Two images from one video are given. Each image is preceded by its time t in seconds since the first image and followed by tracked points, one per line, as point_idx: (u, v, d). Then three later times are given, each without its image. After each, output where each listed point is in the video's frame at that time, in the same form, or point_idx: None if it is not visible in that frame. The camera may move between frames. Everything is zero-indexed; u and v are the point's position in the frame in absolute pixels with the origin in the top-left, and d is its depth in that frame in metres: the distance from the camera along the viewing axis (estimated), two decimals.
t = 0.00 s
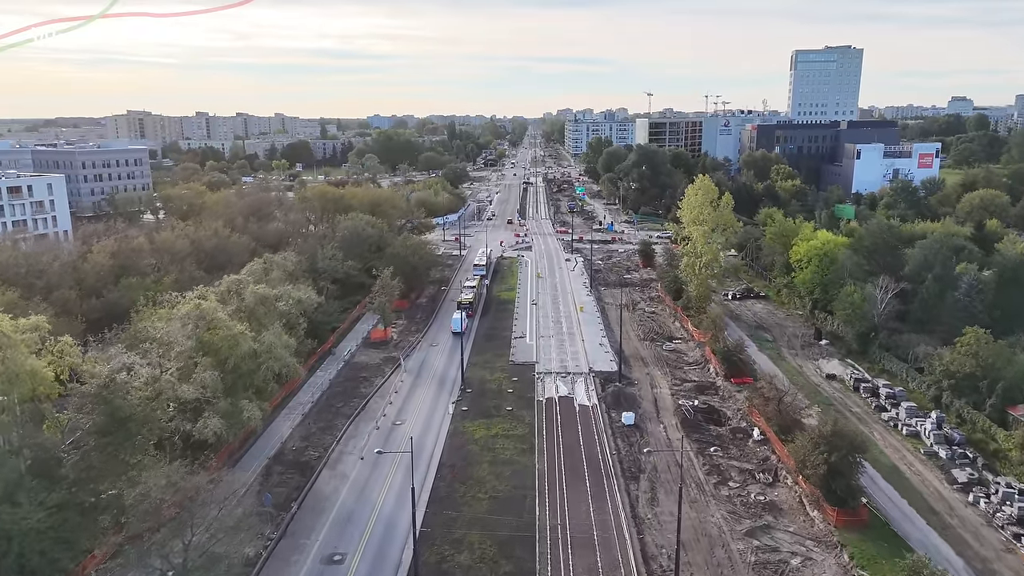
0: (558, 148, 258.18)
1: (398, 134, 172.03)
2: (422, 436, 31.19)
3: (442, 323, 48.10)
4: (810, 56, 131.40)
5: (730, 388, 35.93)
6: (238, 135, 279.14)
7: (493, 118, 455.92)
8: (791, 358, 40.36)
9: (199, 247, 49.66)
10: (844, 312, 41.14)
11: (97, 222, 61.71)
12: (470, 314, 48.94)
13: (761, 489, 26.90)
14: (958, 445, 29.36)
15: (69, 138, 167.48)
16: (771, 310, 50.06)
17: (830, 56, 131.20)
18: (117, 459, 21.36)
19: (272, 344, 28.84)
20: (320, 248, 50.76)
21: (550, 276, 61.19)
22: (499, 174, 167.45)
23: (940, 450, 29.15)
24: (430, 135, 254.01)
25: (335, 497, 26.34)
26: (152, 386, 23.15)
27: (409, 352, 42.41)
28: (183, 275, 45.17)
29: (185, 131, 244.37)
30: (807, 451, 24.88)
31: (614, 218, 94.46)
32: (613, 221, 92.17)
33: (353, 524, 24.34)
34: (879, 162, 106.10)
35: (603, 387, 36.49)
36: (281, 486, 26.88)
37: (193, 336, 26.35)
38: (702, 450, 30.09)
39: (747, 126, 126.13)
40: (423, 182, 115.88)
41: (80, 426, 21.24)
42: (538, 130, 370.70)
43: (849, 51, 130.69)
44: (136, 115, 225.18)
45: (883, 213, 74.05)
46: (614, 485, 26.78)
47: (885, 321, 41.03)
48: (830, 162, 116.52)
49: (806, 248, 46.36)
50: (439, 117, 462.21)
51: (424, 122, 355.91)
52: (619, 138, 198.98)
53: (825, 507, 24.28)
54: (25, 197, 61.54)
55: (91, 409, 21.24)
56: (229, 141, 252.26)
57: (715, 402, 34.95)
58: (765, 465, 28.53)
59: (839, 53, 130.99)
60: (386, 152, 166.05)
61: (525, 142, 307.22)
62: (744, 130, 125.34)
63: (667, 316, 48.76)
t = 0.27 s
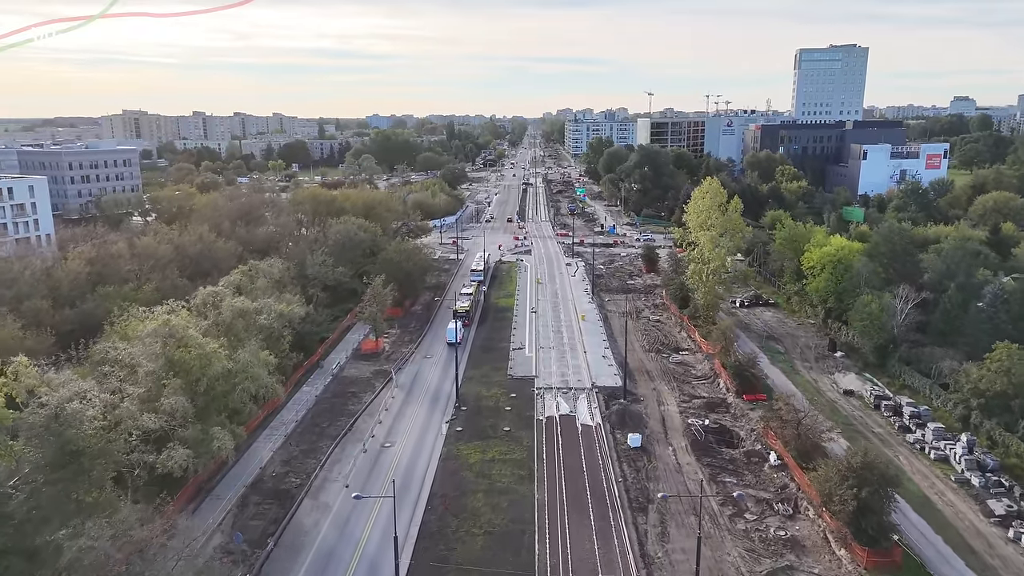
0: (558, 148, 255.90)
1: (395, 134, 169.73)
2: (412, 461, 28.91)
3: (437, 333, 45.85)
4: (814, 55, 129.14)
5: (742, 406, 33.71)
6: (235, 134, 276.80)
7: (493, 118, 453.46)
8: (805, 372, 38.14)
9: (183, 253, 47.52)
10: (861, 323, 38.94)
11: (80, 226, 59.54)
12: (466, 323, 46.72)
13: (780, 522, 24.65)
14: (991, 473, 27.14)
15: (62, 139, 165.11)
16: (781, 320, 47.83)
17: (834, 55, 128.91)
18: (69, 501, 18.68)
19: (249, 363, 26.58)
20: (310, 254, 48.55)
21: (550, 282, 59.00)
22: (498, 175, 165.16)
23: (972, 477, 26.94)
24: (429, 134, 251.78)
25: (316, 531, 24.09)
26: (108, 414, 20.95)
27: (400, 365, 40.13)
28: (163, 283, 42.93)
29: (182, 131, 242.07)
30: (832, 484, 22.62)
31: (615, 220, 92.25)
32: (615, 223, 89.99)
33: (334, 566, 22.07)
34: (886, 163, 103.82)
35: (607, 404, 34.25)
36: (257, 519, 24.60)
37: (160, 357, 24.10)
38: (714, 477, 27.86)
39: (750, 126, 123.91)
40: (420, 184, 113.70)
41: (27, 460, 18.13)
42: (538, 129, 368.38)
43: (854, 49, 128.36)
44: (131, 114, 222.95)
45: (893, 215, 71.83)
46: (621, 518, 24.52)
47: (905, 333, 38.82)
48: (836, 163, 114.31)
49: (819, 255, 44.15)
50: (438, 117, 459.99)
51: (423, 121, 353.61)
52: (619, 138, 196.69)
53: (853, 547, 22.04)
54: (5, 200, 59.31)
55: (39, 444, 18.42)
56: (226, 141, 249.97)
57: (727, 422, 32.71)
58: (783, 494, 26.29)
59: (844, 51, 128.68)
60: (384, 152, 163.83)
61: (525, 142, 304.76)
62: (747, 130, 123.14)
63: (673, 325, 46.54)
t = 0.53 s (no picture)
0: (557, 149, 253.79)
1: (393, 135, 167.46)
2: (401, 491, 26.65)
3: (431, 344, 43.59)
4: (819, 54, 126.90)
5: (757, 427, 31.48)
6: (232, 135, 274.63)
7: (492, 117, 450.76)
8: (822, 388, 35.90)
9: (166, 261, 45.36)
10: (880, 336, 36.76)
11: (64, 231, 57.37)
12: (462, 334, 44.45)
13: (804, 563, 22.39)
14: None
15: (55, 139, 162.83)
16: (793, 331, 45.64)
17: (839, 54, 126.67)
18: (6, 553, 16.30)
19: (222, 388, 24.36)
20: (299, 261, 46.29)
21: (550, 289, 56.78)
22: (497, 176, 162.87)
23: (1012, 510, 24.70)
24: (428, 135, 249.66)
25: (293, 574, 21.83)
26: (55, 450, 18.77)
27: (391, 381, 37.89)
28: (143, 293, 40.72)
29: (178, 131, 239.97)
30: (864, 523, 20.39)
31: (617, 223, 90.01)
32: (617, 226, 87.82)
33: None
34: (893, 164, 101.65)
35: (611, 425, 32.01)
36: (229, 560, 22.35)
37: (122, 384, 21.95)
38: (729, 509, 25.60)
39: (753, 126, 121.74)
40: (418, 185, 111.49)
41: None
42: (538, 130, 366.32)
43: (859, 48, 126.16)
44: (127, 115, 220.72)
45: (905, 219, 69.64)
46: (630, 559, 22.29)
47: (928, 346, 36.64)
48: (841, 164, 112.22)
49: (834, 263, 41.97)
50: (437, 117, 458.15)
51: (422, 122, 351.42)
52: (620, 139, 194.44)
53: None
54: None
55: None
56: (223, 141, 247.74)
57: (740, 445, 30.45)
58: (806, 529, 24.04)
59: (848, 51, 126.43)
60: (381, 153, 161.60)
61: (525, 142, 302.47)
62: (751, 130, 120.93)
63: (680, 337, 44.30)
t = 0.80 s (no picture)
0: (557, 150, 251.67)
1: (391, 135, 165.21)
2: (388, 525, 24.35)
3: (424, 357, 41.34)
4: (822, 54, 124.68)
5: (773, 451, 29.22)
6: (229, 135, 272.37)
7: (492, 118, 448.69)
8: (839, 407, 33.71)
9: (146, 269, 43.19)
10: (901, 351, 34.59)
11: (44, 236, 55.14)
12: (457, 346, 42.20)
13: None
14: None
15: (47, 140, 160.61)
16: (805, 342, 43.45)
17: (843, 53, 124.46)
18: None
19: (188, 417, 21.96)
20: (286, 270, 44.05)
21: (549, 296, 54.47)
22: (496, 177, 160.58)
23: None
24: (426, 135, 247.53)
25: None
26: None
27: (381, 398, 35.61)
28: (119, 304, 38.52)
29: (174, 131, 237.71)
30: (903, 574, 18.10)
31: (618, 226, 87.79)
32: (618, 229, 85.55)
33: None
34: (899, 165, 99.40)
35: (616, 448, 29.75)
36: None
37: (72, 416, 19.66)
38: (747, 546, 23.33)
39: (756, 127, 119.58)
40: (414, 187, 109.20)
41: None
42: (537, 131, 364.09)
43: (864, 48, 123.97)
44: (121, 115, 218.53)
45: (916, 223, 67.31)
46: None
47: (952, 362, 34.45)
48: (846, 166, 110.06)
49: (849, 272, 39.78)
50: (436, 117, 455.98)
51: (421, 122, 349.22)
52: (620, 140, 192.20)
53: None
54: None
55: None
56: (219, 142, 245.53)
57: (755, 472, 28.19)
58: (833, 572, 21.77)
59: (853, 50, 124.21)
60: (378, 154, 159.41)
61: (524, 143, 300.14)
62: (754, 131, 118.75)
63: (686, 349, 42.10)
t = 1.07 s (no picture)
0: (557, 150, 249.43)
1: (389, 136, 163.03)
2: (372, 566, 22.09)
3: (417, 371, 39.08)
4: (828, 52, 122.39)
5: (792, 478, 26.95)
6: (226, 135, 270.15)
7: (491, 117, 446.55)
8: (860, 428, 31.48)
9: (124, 277, 40.93)
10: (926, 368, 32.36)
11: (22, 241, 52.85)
12: (451, 359, 40.02)
13: None
14: None
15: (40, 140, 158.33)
16: (819, 355, 41.22)
17: (849, 52, 122.21)
18: None
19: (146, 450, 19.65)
20: (272, 278, 41.76)
21: (550, 303, 52.21)
22: (495, 178, 158.49)
23: None
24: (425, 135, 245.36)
25: None
26: None
27: (369, 417, 33.35)
28: (92, 314, 36.19)
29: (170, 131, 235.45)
30: None
31: (619, 229, 85.50)
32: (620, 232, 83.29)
33: None
34: (907, 167, 97.20)
35: (622, 475, 27.49)
36: None
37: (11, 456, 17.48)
38: None
39: (760, 127, 117.33)
40: (412, 188, 107.02)
41: None
42: (536, 131, 361.92)
43: (870, 47, 121.70)
44: (117, 115, 216.37)
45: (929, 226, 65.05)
46: None
47: (981, 380, 32.23)
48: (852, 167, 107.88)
49: (865, 281, 37.56)
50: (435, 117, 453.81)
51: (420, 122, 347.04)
52: (621, 140, 189.96)
53: None
54: None
55: None
56: (215, 142, 243.23)
57: (773, 502, 25.94)
58: None
59: (858, 49, 121.95)
60: (376, 154, 157.19)
61: (524, 143, 298.05)
62: (758, 131, 116.51)
63: (694, 363, 39.86)
